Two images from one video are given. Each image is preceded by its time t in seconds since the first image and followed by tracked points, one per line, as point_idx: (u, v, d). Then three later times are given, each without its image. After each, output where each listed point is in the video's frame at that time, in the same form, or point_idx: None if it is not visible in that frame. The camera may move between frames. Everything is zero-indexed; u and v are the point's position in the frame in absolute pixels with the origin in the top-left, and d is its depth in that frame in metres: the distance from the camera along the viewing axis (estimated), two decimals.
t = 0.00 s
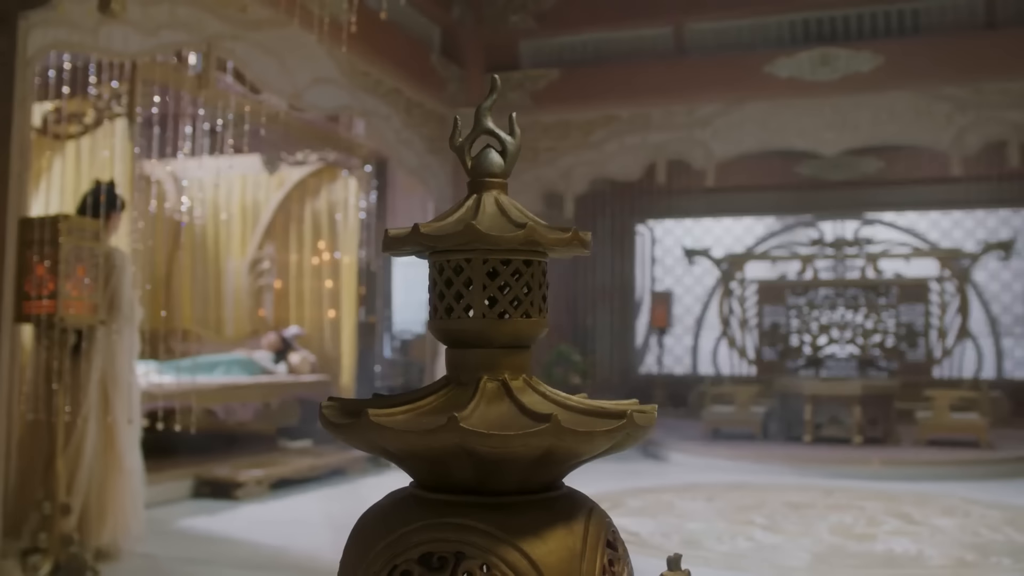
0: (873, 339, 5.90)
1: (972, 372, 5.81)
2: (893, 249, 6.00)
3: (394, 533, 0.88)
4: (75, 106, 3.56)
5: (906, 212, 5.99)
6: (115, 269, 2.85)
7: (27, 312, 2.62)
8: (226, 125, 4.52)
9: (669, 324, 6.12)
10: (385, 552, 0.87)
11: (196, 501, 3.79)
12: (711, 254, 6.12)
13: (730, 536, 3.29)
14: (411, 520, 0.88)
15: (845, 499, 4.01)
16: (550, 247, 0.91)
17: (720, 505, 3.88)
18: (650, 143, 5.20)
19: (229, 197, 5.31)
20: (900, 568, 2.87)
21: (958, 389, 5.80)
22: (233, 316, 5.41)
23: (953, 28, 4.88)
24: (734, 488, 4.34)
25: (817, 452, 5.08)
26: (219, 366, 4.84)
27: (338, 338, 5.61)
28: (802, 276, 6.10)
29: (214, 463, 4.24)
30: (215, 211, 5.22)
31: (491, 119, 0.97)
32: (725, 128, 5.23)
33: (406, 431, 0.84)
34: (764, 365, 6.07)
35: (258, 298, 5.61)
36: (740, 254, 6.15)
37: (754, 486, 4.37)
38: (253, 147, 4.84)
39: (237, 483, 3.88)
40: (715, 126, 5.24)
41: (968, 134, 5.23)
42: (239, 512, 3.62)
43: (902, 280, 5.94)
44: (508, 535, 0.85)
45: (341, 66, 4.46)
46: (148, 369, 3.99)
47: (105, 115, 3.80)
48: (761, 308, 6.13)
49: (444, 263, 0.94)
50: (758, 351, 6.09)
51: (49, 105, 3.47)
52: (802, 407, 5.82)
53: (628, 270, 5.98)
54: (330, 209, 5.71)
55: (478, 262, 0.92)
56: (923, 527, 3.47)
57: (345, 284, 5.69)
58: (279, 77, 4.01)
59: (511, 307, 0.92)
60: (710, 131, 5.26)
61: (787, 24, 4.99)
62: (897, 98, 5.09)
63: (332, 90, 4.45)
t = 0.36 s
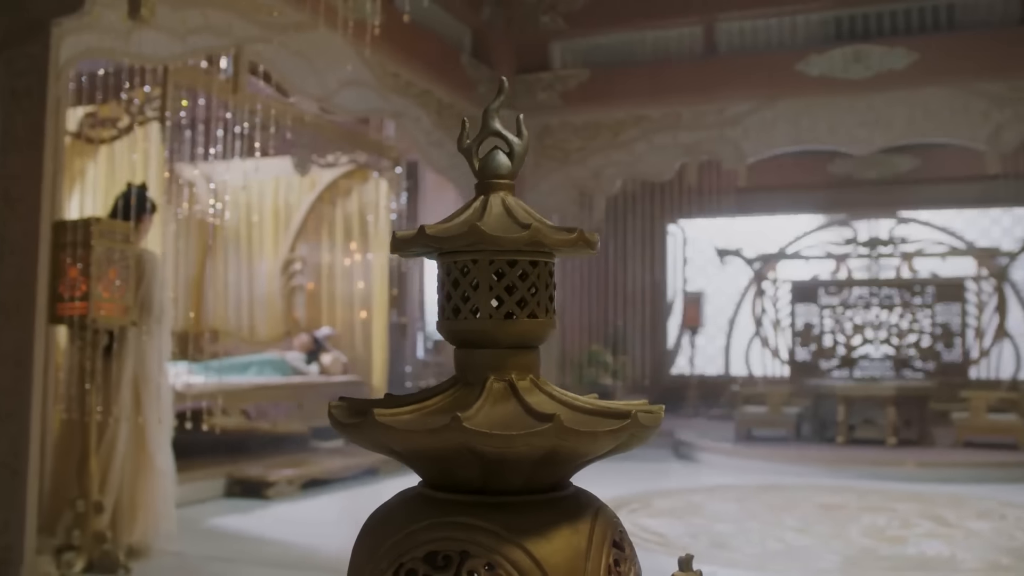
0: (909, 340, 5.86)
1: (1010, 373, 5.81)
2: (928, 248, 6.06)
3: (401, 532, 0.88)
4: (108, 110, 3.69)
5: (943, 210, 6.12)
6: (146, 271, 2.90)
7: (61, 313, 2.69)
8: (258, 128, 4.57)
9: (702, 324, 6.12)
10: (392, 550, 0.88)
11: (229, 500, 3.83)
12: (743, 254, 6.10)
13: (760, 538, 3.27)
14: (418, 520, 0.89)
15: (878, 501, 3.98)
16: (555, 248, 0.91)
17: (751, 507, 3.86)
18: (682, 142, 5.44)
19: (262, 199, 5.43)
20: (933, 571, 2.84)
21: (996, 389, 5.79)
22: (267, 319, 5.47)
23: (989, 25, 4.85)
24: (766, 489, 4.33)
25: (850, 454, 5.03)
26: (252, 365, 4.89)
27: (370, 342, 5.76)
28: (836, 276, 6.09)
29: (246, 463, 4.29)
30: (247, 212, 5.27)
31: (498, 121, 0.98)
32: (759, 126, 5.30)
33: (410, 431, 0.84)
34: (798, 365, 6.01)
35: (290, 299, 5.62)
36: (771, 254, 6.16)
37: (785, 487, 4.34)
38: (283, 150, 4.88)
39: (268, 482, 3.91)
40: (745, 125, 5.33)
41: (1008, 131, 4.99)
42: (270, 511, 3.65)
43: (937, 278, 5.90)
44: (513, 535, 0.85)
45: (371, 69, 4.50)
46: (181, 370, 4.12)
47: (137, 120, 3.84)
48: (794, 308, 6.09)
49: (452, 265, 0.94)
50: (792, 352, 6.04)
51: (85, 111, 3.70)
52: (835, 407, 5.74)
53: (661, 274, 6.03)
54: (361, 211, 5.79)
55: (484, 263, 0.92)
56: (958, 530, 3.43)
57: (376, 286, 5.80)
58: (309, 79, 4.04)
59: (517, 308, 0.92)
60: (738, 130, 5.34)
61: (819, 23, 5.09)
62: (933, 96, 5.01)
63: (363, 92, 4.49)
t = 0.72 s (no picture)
0: (949, 341, 5.73)
1: None
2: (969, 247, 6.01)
3: (412, 531, 0.89)
4: (146, 116, 3.82)
5: (983, 210, 6.18)
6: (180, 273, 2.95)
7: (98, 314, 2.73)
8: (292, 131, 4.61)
9: (738, 325, 6.72)
10: (403, 549, 0.89)
11: (263, 500, 3.88)
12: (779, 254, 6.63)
13: (791, 541, 3.25)
14: (428, 520, 0.90)
15: (913, 504, 3.92)
16: (564, 249, 0.92)
17: (784, 509, 3.83)
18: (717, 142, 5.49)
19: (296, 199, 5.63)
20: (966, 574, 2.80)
21: None
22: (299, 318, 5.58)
23: None
24: (801, 491, 4.29)
25: (887, 456, 4.95)
26: (288, 366, 4.97)
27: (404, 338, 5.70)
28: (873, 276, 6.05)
29: (281, 463, 4.34)
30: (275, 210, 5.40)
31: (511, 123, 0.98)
32: (792, 127, 5.27)
33: (420, 430, 0.85)
34: (836, 366, 6.09)
35: (326, 300, 5.68)
36: (811, 254, 6.26)
37: (820, 489, 4.30)
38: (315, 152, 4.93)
39: (303, 482, 3.93)
40: (779, 125, 5.32)
41: None
42: (304, 510, 3.69)
43: (978, 278, 5.71)
44: (522, 535, 0.86)
45: (405, 73, 4.55)
46: (216, 371, 4.23)
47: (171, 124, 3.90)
48: (829, 309, 6.06)
49: (464, 266, 0.95)
50: (830, 352, 6.12)
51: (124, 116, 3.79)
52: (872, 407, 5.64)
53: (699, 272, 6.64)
54: (395, 212, 5.77)
55: (496, 264, 0.93)
56: (994, 534, 3.37)
57: (410, 287, 5.74)
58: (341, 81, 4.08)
59: (529, 309, 0.93)
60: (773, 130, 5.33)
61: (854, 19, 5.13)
62: (971, 93, 4.96)
63: (399, 95, 4.50)
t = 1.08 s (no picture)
0: (988, 341, 5.69)
1: None
2: (1009, 246, 5.92)
3: (425, 531, 0.90)
4: (180, 121, 3.82)
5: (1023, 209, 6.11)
6: (212, 278, 2.97)
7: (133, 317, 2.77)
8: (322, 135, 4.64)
9: (774, 327, 6.79)
10: (415, 549, 0.90)
11: (296, 501, 3.90)
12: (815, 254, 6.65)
13: (824, 544, 3.22)
14: (439, 520, 0.90)
15: (951, 508, 3.86)
16: (574, 251, 0.92)
17: (817, 511, 3.80)
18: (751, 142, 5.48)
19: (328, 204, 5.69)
20: None
21: None
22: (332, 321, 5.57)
23: None
24: (836, 493, 4.26)
25: (925, 459, 4.87)
26: (321, 368, 5.01)
27: (437, 341, 5.73)
28: (911, 276, 5.95)
29: (314, 463, 4.37)
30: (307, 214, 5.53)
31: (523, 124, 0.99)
32: (828, 126, 5.26)
33: (429, 431, 0.86)
34: (872, 368, 5.93)
35: (359, 303, 5.75)
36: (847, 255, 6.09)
37: (856, 492, 4.26)
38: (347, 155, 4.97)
39: (335, 482, 3.95)
40: (813, 125, 5.30)
41: None
42: (336, 511, 3.71)
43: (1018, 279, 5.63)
44: (532, 534, 0.86)
45: (435, 76, 4.59)
46: (247, 373, 4.37)
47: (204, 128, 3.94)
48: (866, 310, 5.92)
49: (476, 269, 0.96)
50: (866, 354, 5.96)
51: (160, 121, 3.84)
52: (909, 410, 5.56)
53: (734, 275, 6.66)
54: (427, 215, 5.80)
55: (507, 266, 0.94)
56: None
57: (444, 289, 5.74)
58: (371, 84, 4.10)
59: (541, 310, 0.94)
60: (808, 130, 5.32)
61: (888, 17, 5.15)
62: (1009, 89, 4.92)
63: (428, 98, 4.56)
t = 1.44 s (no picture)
0: None
1: None
2: None
3: (435, 532, 0.91)
4: (213, 127, 3.91)
5: None
6: (243, 282, 3.03)
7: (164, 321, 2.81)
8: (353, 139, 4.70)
9: (810, 329, 6.83)
10: (425, 550, 0.91)
11: (327, 502, 3.94)
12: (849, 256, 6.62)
13: (855, 548, 3.20)
14: (449, 522, 0.91)
15: (987, 512, 3.81)
16: (584, 255, 0.93)
17: (850, 515, 3.76)
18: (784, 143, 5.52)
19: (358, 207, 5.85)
20: None
21: None
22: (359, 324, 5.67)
23: None
24: (871, 496, 4.23)
25: (963, 463, 4.79)
26: (353, 370, 5.05)
27: (469, 345, 5.64)
28: (949, 277, 5.86)
29: (343, 466, 4.38)
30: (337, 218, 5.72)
31: (535, 129, 0.99)
32: (862, 125, 5.28)
33: (437, 432, 0.87)
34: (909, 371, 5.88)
35: (391, 306, 5.72)
36: (882, 257, 5.95)
37: (890, 496, 4.21)
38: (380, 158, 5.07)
39: (366, 485, 3.98)
40: (847, 124, 5.33)
41: None
42: (366, 513, 3.74)
43: None
44: (541, 535, 0.87)
45: (466, 79, 4.67)
46: (278, 375, 4.48)
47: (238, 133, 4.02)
48: (902, 312, 5.88)
49: (487, 272, 0.97)
50: (903, 356, 5.90)
51: (193, 128, 3.92)
52: (947, 414, 5.44)
53: (767, 277, 6.73)
54: (458, 217, 5.77)
55: (517, 270, 0.94)
56: None
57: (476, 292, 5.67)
58: (403, 88, 4.16)
59: (550, 313, 0.94)
60: (841, 129, 5.35)
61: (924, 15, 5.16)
62: None
63: (458, 101, 4.62)
